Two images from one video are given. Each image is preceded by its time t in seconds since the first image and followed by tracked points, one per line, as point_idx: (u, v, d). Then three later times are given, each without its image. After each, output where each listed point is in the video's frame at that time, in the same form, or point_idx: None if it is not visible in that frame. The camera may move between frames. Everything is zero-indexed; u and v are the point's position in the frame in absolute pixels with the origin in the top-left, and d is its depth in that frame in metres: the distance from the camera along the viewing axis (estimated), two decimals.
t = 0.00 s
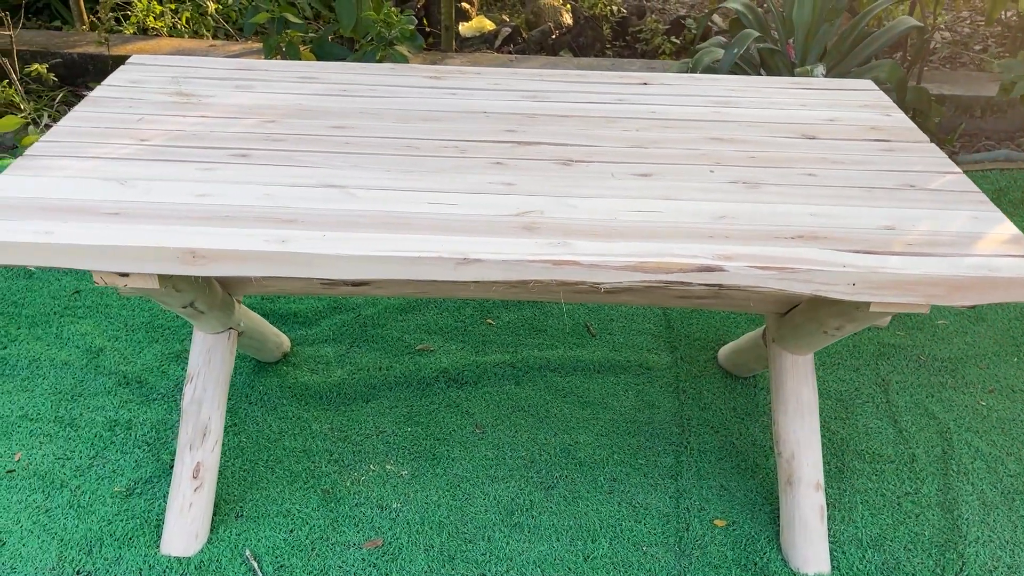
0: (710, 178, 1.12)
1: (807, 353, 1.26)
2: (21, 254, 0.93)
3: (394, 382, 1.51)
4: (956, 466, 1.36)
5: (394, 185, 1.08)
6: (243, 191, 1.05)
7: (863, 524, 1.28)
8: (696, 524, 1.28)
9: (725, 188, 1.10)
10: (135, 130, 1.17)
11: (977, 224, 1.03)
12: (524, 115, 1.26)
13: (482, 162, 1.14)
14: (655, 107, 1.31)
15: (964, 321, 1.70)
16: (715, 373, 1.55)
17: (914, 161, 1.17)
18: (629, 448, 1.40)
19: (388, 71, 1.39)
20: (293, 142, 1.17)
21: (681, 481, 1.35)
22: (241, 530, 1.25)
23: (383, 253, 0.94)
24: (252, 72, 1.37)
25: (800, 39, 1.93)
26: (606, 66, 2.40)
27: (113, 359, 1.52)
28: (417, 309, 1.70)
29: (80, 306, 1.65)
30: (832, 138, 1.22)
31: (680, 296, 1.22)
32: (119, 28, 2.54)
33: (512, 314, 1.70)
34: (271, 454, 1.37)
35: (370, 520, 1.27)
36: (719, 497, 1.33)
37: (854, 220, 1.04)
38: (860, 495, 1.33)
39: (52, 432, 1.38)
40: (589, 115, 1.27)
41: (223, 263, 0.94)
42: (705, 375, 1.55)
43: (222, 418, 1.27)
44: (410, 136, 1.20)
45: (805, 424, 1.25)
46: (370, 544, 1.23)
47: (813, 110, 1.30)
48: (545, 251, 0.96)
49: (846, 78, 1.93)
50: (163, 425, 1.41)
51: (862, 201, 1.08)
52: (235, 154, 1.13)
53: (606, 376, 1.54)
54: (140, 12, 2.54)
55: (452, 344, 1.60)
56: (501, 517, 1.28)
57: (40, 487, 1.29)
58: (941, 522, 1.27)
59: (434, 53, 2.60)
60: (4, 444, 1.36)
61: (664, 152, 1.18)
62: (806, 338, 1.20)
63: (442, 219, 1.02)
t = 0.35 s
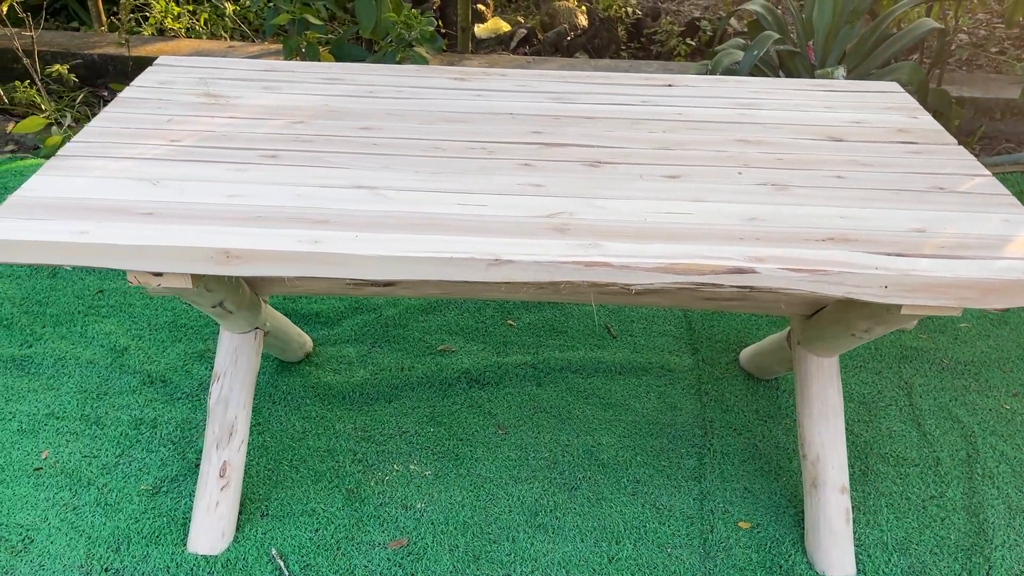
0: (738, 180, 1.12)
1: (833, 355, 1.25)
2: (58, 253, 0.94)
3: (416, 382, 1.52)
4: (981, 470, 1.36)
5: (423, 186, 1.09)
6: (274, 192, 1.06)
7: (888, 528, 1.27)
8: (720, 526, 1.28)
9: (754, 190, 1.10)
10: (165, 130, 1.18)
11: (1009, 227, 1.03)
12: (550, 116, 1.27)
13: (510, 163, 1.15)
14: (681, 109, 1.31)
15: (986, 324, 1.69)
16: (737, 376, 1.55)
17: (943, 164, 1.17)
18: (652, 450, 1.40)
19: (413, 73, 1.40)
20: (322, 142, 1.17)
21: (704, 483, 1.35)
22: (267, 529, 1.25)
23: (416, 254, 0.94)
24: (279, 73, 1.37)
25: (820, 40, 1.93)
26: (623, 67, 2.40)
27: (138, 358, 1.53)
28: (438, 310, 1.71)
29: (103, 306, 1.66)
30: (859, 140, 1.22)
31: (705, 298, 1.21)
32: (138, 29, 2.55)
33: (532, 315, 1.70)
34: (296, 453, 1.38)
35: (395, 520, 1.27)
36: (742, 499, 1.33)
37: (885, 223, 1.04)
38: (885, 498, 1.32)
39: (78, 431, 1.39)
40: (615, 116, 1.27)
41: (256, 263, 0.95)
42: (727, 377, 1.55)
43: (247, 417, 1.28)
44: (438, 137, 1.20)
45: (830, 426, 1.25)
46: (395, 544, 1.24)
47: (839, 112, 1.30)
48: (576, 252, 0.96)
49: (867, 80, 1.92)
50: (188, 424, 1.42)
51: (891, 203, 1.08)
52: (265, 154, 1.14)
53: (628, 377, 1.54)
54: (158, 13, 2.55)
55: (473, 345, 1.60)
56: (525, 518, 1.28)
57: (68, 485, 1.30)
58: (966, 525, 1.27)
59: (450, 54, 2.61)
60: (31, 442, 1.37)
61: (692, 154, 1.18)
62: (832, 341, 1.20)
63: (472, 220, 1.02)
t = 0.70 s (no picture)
0: (771, 182, 1.12)
1: (863, 358, 1.25)
2: (98, 253, 0.95)
3: (441, 383, 1.52)
4: (1012, 475, 1.35)
5: (457, 187, 1.09)
6: (309, 192, 1.06)
7: (917, 532, 1.27)
8: (749, 529, 1.27)
9: (788, 192, 1.10)
10: (197, 131, 1.18)
11: None
12: (580, 118, 1.27)
13: (542, 164, 1.14)
14: (711, 111, 1.30)
15: (1013, 328, 1.68)
16: (763, 378, 1.55)
17: (978, 166, 1.16)
18: (678, 452, 1.40)
19: (441, 74, 1.40)
20: (353, 144, 1.17)
21: (732, 486, 1.34)
22: (296, 529, 1.26)
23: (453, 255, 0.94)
24: (307, 74, 1.38)
25: (843, 42, 1.92)
26: (642, 69, 2.40)
27: (164, 358, 1.54)
28: (461, 311, 1.71)
29: (129, 305, 1.67)
30: (892, 143, 1.22)
31: (735, 300, 1.21)
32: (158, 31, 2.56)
33: (556, 317, 1.70)
34: (322, 453, 1.38)
35: (422, 521, 1.27)
36: (770, 502, 1.32)
37: (921, 226, 1.03)
38: (914, 503, 1.31)
39: (106, 430, 1.40)
40: (644, 118, 1.27)
41: (293, 263, 0.95)
42: (753, 380, 1.54)
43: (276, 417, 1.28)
44: (468, 139, 1.20)
45: (860, 428, 1.24)
46: (423, 545, 1.24)
47: (870, 114, 1.30)
48: (612, 254, 0.96)
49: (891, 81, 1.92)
50: (214, 424, 1.42)
51: (927, 206, 1.07)
52: (298, 155, 1.14)
53: (653, 379, 1.54)
54: (178, 15, 2.56)
55: (497, 346, 1.60)
56: (553, 520, 1.28)
57: (98, 484, 1.31)
58: (997, 530, 1.26)
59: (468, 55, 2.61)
60: (60, 441, 1.38)
61: (723, 156, 1.17)
62: (863, 344, 1.19)
63: (507, 221, 1.02)
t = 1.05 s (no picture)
0: (802, 186, 1.11)
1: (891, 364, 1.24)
2: (131, 255, 0.95)
3: (464, 385, 1.52)
4: None
5: (487, 191, 1.09)
6: (340, 196, 1.06)
7: (946, 539, 1.25)
8: (776, 535, 1.27)
9: (819, 196, 1.09)
10: (227, 134, 1.19)
11: None
12: (607, 121, 1.26)
13: (571, 168, 1.14)
14: (738, 114, 1.30)
15: None
16: (786, 383, 1.54)
17: (1010, 170, 1.15)
18: (703, 457, 1.40)
19: (467, 77, 1.40)
20: (382, 147, 1.18)
21: (758, 491, 1.34)
22: (321, 531, 1.26)
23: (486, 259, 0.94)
24: (334, 77, 1.38)
25: (865, 46, 1.92)
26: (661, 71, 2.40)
27: (188, 359, 1.55)
28: (482, 314, 1.71)
29: (152, 307, 1.68)
30: (922, 147, 1.21)
31: (763, 305, 1.20)
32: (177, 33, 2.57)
33: (577, 320, 1.70)
34: (347, 456, 1.38)
35: (448, 524, 1.27)
36: (796, 508, 1.31)
37: (955, 231, 1.02)
38: (942, 509, 1.30)
39: (131, 430, 1.41)
40: (672, 121, 1.27)
41: (326, 267, 0.95)
42: (776, 385, 1.54)
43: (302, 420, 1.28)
44: (497, 142, 1.20)
45: (887, 433, 1.23)
46: (449, 548, 1.24)
47: (898, 118, 1.29)
48: (645, 258, 0.96)
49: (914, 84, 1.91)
50: (239, 425, 1.42)
51: (960, 210, 1.06)
52: (328, 158, 1.14)
53: (676, 384, 1.54)
54: (196, 17, 2.55)
55: (519, 349, 1.60)
56: (579, 524, 1.28)
57: (124, 485, 1.32)
58: None
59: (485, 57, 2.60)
60: (87, 441, 1.38)
61: (753, 159, 1.17)
62: (892, 350, 1.18)
63: (538, 225, 1.02)
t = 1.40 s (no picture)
0: (833, 188, 1.11)
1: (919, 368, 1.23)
2: (166, 255, 0.95)
3: (486, 387, 1.52)
4: None
5: (516, 192, 1.08)
6: (370, 197, 1.07)
7: (974, 544, 1.24)
8: (803, 538, 1.26)
9: (850, 199, 1.08)
10: (255, 135, 1.19)
11: None
12: (634, 123, 1.26)
13: (600, 169, 1.14)
14: (765, 116, 1.29)
15: None
16: (810, 386, 1.54)
17: None
18: (727, 460, 1.39)
19: (492, 79, 1.40)
20: (410, 148, 1.18)
21: (783, 494, 1.33)
22: (347, 532, 1.26)
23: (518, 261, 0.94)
24: (359, 78, 1.39)
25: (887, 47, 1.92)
26: (678, 73, 2.39)
27: (211, 359, 1.55)
28: (503, 316, 1.72)
29: (175, 307, 1.69)
30: (951, 149, 1.20)
31: (790, 307, 1.20)
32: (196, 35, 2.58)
33: (599, 322, 1.70)
34: (371, 457, 1.38)
35: (473, 526, 1.27)
36: (823, 512, 1.31)
37: (988, 233, 1.01)
38: (970, 514, 1.29)
39: (157, 430, 1.41)
40: (699, 123, 1.27)
41: (358, 268, 0.96)
42: (800, 388, 1.53)
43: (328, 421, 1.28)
44: (524, 143, 1.20)
45: (915, 436, 1.22)
46: (474, 549, 1.23)
47: (927, 120, 1.28)
48: (678, 260, 0.96)
49: (937, 85, 1.90)
50: (264, 426, 1.43)
51: (993, 213, 1.06)
52: (356, 160, 1.15)
53: (699, 386, 1.53)
54: (214, 19, 2.55)
55: (541, 351, 1.60)
56: (604, 526, 1.28)
57: (150, 484, 1.32)
58: None
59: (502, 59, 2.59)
60: (113, 441, 1.39)
61: (782, 161, 1.17)
62: (921, 353, 1.18)
63: (569, 226, 1.02)
